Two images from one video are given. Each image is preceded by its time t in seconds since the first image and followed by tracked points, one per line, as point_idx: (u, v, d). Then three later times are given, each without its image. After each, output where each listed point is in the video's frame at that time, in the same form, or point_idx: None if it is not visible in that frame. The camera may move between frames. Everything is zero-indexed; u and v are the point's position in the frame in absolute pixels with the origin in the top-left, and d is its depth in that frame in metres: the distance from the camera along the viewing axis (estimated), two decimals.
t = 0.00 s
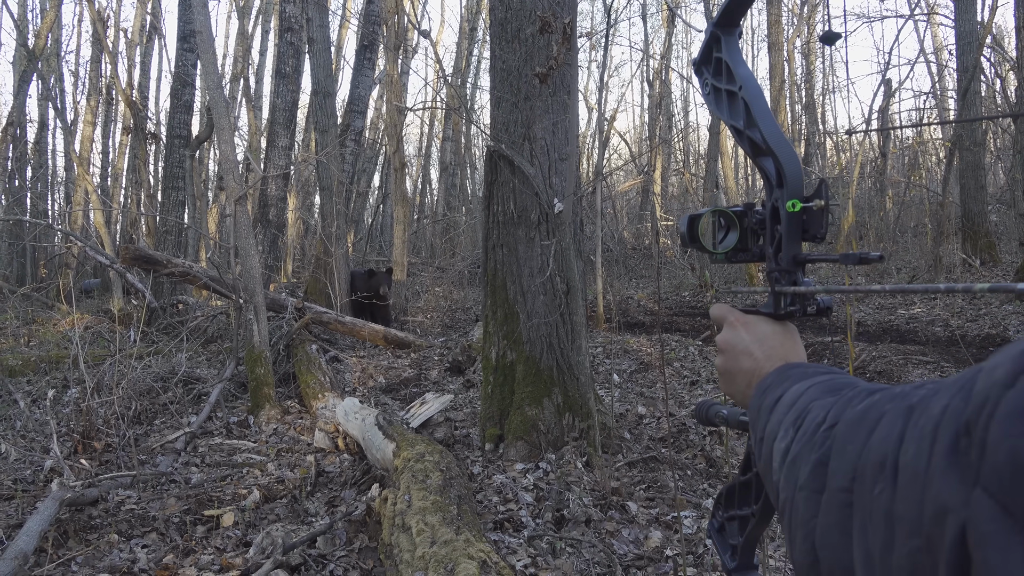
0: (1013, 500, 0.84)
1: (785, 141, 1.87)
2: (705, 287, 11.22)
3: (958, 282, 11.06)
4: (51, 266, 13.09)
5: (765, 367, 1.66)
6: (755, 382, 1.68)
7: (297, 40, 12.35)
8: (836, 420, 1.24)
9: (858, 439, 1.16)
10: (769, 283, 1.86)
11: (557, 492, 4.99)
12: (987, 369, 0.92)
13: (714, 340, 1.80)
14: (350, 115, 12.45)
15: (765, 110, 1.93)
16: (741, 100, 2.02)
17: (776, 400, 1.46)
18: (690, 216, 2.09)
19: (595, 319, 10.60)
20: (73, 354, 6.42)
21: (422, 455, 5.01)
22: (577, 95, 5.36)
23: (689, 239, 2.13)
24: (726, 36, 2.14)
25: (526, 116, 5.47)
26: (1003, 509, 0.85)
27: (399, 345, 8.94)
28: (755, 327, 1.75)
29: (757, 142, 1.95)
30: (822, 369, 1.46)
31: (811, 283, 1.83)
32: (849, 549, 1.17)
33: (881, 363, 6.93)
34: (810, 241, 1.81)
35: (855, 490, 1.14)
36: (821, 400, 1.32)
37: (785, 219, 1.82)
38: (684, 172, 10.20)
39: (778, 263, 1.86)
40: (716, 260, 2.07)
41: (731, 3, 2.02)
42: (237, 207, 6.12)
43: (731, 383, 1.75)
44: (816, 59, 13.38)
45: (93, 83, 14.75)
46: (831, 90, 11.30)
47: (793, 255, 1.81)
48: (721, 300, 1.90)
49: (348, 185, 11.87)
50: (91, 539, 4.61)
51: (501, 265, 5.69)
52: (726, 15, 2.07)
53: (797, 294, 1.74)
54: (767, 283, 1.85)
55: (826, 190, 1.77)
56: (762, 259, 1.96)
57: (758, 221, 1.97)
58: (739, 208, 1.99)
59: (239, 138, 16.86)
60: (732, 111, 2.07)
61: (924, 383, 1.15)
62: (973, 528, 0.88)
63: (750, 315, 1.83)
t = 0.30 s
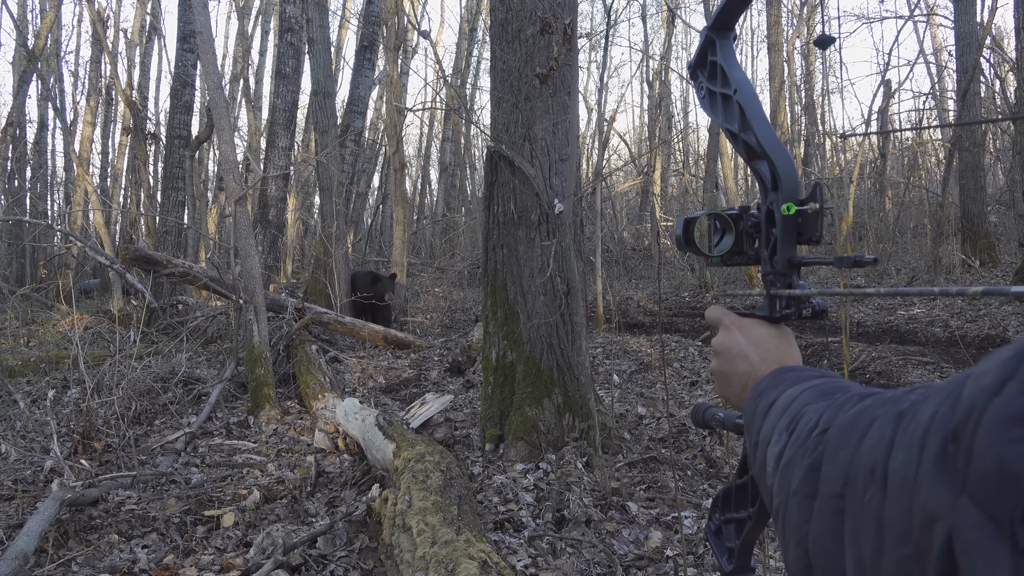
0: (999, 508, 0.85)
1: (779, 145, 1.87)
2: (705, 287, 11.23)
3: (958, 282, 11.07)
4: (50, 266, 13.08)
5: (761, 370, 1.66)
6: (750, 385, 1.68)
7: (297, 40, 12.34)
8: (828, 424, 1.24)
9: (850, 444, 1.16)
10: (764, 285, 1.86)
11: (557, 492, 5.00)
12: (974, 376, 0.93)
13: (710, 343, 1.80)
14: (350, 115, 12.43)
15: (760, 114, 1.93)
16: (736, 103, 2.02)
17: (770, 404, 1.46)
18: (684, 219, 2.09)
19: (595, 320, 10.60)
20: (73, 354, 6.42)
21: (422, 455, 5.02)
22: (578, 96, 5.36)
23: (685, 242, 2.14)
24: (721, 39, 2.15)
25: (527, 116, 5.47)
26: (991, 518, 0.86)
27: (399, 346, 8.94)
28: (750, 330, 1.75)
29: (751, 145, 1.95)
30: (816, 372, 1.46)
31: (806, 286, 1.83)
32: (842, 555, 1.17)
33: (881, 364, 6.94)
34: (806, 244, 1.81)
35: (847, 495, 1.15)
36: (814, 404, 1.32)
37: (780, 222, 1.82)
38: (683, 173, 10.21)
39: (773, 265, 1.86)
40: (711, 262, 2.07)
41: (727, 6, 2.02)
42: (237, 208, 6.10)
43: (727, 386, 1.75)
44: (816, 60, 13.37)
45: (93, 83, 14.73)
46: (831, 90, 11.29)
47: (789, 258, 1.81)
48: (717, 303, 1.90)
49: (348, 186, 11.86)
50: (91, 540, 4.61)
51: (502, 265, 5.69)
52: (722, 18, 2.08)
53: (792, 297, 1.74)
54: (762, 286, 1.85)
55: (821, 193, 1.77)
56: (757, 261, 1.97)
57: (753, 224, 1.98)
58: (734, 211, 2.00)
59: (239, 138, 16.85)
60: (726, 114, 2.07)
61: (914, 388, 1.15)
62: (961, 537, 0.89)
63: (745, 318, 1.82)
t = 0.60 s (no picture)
0: (975, 516, 0.86)
1: (769, 143, 1.88)
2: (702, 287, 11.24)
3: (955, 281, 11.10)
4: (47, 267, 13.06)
5: (755, 368, 1.66)
6: (746, 383, 1.68)
7: (294, 42, 12.35)
8: (815, 427, 1.24)
9: (835, 447, 1.17)
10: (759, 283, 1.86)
11: (555, 492, 5.00)
12: (952, 382, 0.94)
13: (705, 342, 1.80)
14: (348, 116, 12.42)
15: (750, 112, 1.93)
16: (727, 102, 2.02)
17: (761, 405, 1.46)
18: (679, 219, 2.10)
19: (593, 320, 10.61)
20: (70, 356, 6.41)
21: (420, 456, 5.02)
22: (574, 96, 5.36)
23: (679, 242, 2.14)
24: (710, 39, 2.15)
25: (523, 117, 5.48)
26: (966, 526, 0.87)
27: (397, 347, 8.94)
28: (745, 328, 1.76)
29: (742, 144, 1.95)
30: (807, 372, 1.46)
31: (800, 284, 1.83)
32: (829, 558, 1.18)
33: (878, 363, 6.95)
34: (798, 242, 1.81)
35: (833, 499, 1.15)
36: (803, 406, 1.32)
37: (772, 220, 1.82)
38: (681, 173, 10.22)
39: (767, 263, 1.86)
40: (706, 261, 2.08)
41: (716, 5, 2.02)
42: (234, 209, 6.09)
43: (723, 384, 1.76)
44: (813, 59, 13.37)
45: (90, 84, 14.71)
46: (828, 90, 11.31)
47: (782, 256, 1.81)
48: (711, 301, 1.90)
49: (346, 187, 11.85)
50: (89, 542, 4.61)
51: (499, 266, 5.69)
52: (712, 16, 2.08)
53: (786, 295, 1.75)
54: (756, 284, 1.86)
55: (813, 191, 1.77)
56: (752, 259, 1.97)
57: (747, 222, 1.98)
58: (728, 209, 2.00)
59: (236, 139, 16.84)
60: (717, 114, 2.08)
61: (899, 390, 1.15)
62: (937, 543, 0.91)
63: (740, 317, 1.83)
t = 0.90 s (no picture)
0: (966, 522, 0.87)
1: (766, 140, 1.88)
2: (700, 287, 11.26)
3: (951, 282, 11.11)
4: (44, 268, 13.03)
5: (750, 366, 1.67)
6: (741, 381, 1.69)
7: (291, 43, 12.32)
8: (810, 426, 1.25)
9: (829, 448, 1.17)
10: (754, 281, 1.86)
11: (552, 492, 5.00)
12: (944, 383, 0.94)
13: (701, 339, 1.81)
14: (345, 117, 12.41)
15: (748, 110, 1.94)
16: (724, 100, 2.03)
17: (756, 404, 1.46)
18: (676, 216, 2.09)
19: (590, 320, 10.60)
20: (66, 357, 6.40)
21: (417, 457, 5.02)
22: (571, 97, 5.39)
23: (676, 239, 2.15)
24: (708, 35, 2.16)
25: (520, 117, 5.48)
26: (957, 531, 0.88)
27: (394, 347, 8.93)
28: (740, 326, 1.76)
29: (739, 141, 1.95)
30: (802, 371, 1.46)
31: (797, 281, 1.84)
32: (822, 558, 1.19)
33: (874, 364, 6.96)
34: (795, 239, 1.82)
35: (827, 499, 1.16)
36: (797, 405, 1.32)
37: (768, 217, 1.83)
38: (677, 173, 10.23)
39: (762, 261, 1.86)
40: (702, 259, 2.08)
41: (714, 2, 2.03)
42: (230, 210, 6.07)
43: (718, 382, 1.76)
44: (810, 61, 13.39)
45: (86, 85, 14.69)
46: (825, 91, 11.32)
47: (777, 253, 1.81)
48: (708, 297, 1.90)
49: (343, 188, 11.84)
50: (85, 543, 4.61)
51: (496, 267, 5.70)
52: (709, 14, 2.09)
53: (781, 293, 1.75)
54: (752, 282, 1.86)
55: (810, 189, 1.77)
56: (747, 257, 1.97)
57: (743, 220, 1.98)
58: (724, 206, 2.01)
59: (233, 140, 16.80)
60: (714, 110, 2.08)
61: (893, 390, 1.16)
62: (927, 547, 0.91)
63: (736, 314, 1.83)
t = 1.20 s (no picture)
0: (976, 522, 0.88)
1: (767, 141, 1.89)
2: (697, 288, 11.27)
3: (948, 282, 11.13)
4: (40, 269, 13.00)
5: (752, 367, 1.67)
6: (743, 381, 1.69)
7: (288, 43, 12.30)
8: (813, 428, 1.25)
9: (834, 449, 1.18)
10: (756, 282, 1.87)
11: (550, 493, 5.00)
12: (951, 383, 0.95)
13: (703, 340, 1.81)
14: (341, 118, 12.38)
15: (748, 110, 1.94)
16: (725, 100, 2.03)
17: (758, 405, 1.47)
18: (676, 216, 2.10)
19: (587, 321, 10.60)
20: (62, 358, 6.38)
21: (414, 457, 5.02)
22: (568, 97, 5.40)
23: (677, 240, 2.15)
24: (709, 35, 2.16)
25: (517, 118, 5.48)
26: (967, 531, 0.89)
27: (391, 348, 8.92)
28: (742, 327, 1.76)
29: (740, 141, 1.96)
30: (803, 372, 1.47)
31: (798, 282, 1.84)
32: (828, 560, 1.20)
33: (871, 364, 6.96)
34: (796, 240, 1.83)
35: (832, 501, 1.17)
36: (800, 406, 1.33)
37: (770, 218, 1.83)
38: (675, 174, 10.23)
39: (764, 262, 1.87)
40: (704, 260, 2.08)
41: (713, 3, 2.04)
42: (227, 211, 6.06)
43: (720, 382, 1.77)
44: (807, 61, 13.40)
45: (82, 86, 14.65)
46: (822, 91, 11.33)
47: (779, 255, 1.82)
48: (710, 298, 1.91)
49: (339, 188, 11.82)
50: (81, 544, 4.60)
51: (493, 267, 5.70)
52: (709, 15, 2.09)
53: (783, 294, 1.75)
54: (754, 283, 1.86)
55: (811, 189, 1.77)
56: (749, 257, 1.97)
57: (744, 220, 1.99)
58: (726, 207, 2.01)
59: (229, 141, 16.78)
60: (715, 111, 2.09)
61: (897, 391, 1.17)
62: (937, 548, 0.93)
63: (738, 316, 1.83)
